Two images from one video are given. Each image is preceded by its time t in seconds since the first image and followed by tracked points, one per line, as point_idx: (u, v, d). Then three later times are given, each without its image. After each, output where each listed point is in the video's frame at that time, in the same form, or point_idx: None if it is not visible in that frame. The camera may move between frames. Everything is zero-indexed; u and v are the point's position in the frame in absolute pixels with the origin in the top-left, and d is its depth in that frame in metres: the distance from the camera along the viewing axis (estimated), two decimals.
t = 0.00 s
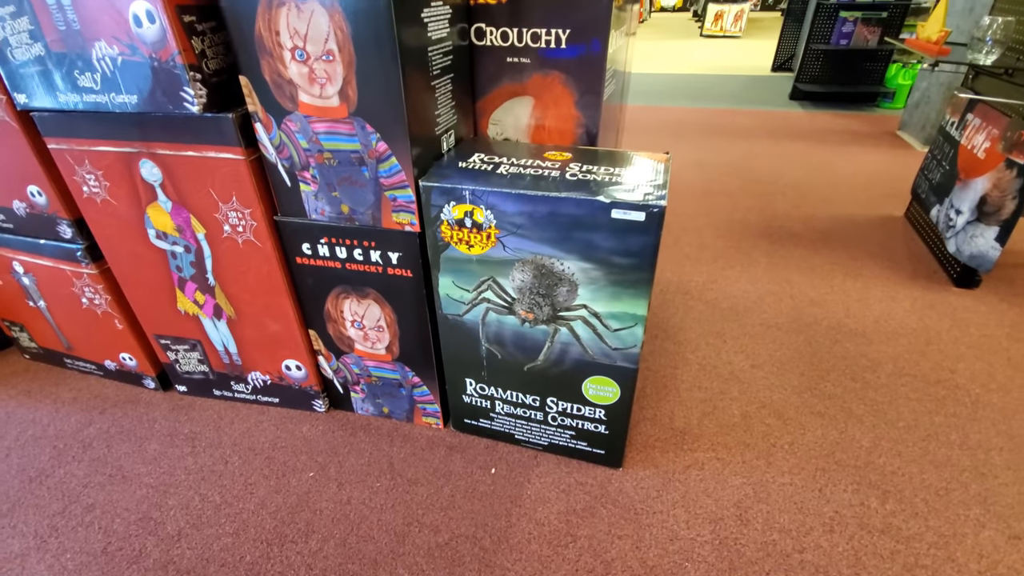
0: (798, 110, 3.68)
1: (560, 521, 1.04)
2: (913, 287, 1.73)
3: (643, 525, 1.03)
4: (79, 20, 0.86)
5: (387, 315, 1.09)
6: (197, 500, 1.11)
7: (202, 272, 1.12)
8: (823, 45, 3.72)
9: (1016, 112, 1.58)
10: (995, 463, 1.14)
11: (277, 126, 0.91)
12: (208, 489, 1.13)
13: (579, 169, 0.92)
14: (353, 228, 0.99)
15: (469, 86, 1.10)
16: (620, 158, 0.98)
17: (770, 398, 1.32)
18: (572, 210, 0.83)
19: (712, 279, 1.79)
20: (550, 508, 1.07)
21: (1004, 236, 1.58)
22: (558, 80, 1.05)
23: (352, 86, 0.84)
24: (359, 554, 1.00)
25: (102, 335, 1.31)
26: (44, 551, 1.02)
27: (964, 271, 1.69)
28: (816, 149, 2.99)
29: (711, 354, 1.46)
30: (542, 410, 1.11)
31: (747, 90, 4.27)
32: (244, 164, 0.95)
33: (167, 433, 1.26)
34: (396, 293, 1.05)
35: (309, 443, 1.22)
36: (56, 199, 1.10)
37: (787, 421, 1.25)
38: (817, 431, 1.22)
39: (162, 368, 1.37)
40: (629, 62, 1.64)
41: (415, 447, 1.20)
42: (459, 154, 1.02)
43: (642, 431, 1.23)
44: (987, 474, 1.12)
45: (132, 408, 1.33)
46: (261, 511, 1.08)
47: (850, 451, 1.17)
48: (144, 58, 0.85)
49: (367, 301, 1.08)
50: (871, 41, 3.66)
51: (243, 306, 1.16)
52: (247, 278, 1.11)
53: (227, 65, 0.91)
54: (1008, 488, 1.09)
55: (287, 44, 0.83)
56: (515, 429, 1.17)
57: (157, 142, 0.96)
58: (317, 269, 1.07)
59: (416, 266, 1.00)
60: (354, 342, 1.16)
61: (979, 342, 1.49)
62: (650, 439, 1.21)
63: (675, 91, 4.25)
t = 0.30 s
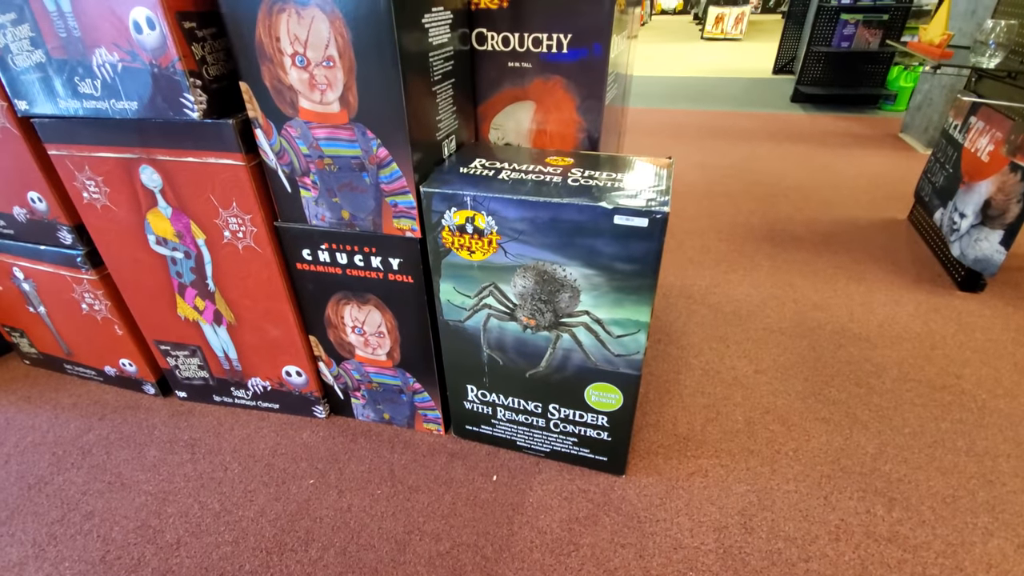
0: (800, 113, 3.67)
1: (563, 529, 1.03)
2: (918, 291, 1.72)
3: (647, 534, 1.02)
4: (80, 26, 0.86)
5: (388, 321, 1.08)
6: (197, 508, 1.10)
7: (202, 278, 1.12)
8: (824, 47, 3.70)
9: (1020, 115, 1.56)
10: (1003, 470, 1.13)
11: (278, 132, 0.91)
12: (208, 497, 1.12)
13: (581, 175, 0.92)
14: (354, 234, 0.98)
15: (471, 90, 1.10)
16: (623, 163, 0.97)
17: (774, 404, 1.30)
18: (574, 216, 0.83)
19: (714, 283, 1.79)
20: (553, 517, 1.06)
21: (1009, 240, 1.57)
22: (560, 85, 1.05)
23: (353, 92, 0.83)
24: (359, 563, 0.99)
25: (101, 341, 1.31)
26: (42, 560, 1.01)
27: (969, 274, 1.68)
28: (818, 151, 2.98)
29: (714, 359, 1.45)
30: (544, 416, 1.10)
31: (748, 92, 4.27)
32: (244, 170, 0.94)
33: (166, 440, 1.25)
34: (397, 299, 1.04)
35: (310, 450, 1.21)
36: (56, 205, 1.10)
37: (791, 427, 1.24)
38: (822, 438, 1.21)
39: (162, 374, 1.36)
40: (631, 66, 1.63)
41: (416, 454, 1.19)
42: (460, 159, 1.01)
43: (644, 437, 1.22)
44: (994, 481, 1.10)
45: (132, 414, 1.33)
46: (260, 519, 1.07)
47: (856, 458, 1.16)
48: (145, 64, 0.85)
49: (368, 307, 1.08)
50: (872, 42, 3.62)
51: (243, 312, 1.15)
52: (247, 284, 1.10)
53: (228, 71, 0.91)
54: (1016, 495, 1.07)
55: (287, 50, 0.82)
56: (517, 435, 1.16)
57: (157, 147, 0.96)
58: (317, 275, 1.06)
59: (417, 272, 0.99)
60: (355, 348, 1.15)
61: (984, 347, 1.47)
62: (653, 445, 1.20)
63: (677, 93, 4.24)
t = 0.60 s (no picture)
0: (800, 110, 3.65)
1: (562, 530, 1.03)
2: (919, 290, 1.71)
3: (647, 535, 1.01)
4: (73, 22, 0.84)
5: (386, 321, 1.07)
6: (193, 509, 1.09)
7: (198, 277, 1.10)
8: (824, 45, 3.65)
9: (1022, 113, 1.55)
10: (1005, 471, 1.12)
11: (274, 129, 0.89)
12: (205, 498, 1.11)
13: (581, 173, 0.90)
14: (352, 233, 0.97)
15: (470, 88, 1.08)
16: (624, 162, 0.96)
17: (775, 404, 1.30)
18: (575, 215, 0.82)
19: (714, 281, 1.78)
20: (552, 518, 1.05)
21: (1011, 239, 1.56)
22: (560, 82, 1.03)
23: (350, 89, 0.82)
24: (358, 565, 0.98)
25: (97, 341, 1.29)
26: (37, 562, 1.00)
27: (970, 273, 1.67)
28: (819, 149, 2.97)
29: (715, 359, 1.44)
30: (543, 417, 1.10)
31: (748, 90, 4.25)
32: (240, 169, 0.93)
33: (163, 440, 1.24)
34: (395, 299, 1.03)
35: (307, 450, 1.20)
36: (50, 204, 1.08)
37: (793, 427, 1.23)
38: (823, 438, 1.20)
39: (158, 374, 1.35)
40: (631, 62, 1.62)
41: (415, 455, 1.18)
42: (459, 157, 1.00)
43: (644, 438, 1.21)
44: (997, 482, 1.10)
45: (128, 414, 1.32)
46: (258, 521, 1.06)
47: (858, 459, 1.15)
48: (139, 61, 0.84)
49: (366, 307, 1.07)
50: (871, 41, 3.62)
51: (240, 312, 1.14)
52: (244, 283, 1.09)
53: (223, 68, 0.89)
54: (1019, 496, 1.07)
55: (283, 46, 0.81)
56: (516, 436, 1.15)
57: (152, 145, 0.94)
58: (314, 274, 1.05)
59: (415, 271, 0.98)
60: (353, 348, 1.14)
61: (985, 347, 1.47)
62: (653, 446, 1.19)
63: (676, 91, 4.22)
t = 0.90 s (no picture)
0: (799, 103, 3.65)
1: (560, 523, 1.04)
2: (913, 284, 1.73)
3: (643, 527, 1.03)
4: (71, 19, 0.84)
5: (386, 317, 1.08)
6: (196, 503, 1.10)
7: (198, 273, 1.11)
8: (825, 36, 3.66)
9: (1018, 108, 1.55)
10: (994, 464, 1.14)
11: (273, 127, 0.89)
12: (207, 492, 1.12)
13: (579, 172, 0.91)
14: (351, 230, 0.97)
15: (468, 84, 1.09)
16: (621, 159, 0.97)
17: (770, 398, 1.31)
18: (573, 214, 0.82)
19: (712, 276, 1.79)
20: (550, 511, 1.07)
21: (1005, 234, 1.57)
22: (558, 79, 1.04)
23: (349, 87, 0.82)
24: (358, 557, 0.99)
25: (98, 336, 1.31)
26: (42, 555, 1.02)
27: (965, 268, 1.68)
28: (818, 142, 2.97)
29: (711, 354, 1.45)
30: (541, 412, 1.11)
31: (747, 81, 4.24)
32: (239, 166, 0.94)
33: (165, 434, 1.26)
34: (394, 295, 1.04)
35: (308, 444, 1.22)
36: (49, 201, 1.09)
37: (787, 421, 1.25)
38: (816, 432, 1.22)
39: (159, 368, 1.36)
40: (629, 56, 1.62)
41: (414, 449, 1.20)
42: (458, 154, 1.00)
43: (641, 431, 1.23)
44: (986, 475, 1.12)
45: (130, 409, 1.33)
46: (260, 514, 1.08)
47: (850, 452, 1.17)
48: (137, 58, 0.84)
49: (365, 303, 1.07)
50: (870, 32, 3.59)
51: (240, 308, 1.15)
52: (244, 280, 1.10)
53: (221, 65, 0.89)
54: (1007, 489, 1.09)
55: (282, 44, 0.81)
56: (515, 430, 1.17)
57: (151, 142, 0.95)
58: (314, 270, 1.06)
59: (414, 268, 0.98)
60: (352, 343, 1.15)
61: (978, 341, 1.48)
62: (649, 439, 1.21)
63: (675, 83, 4.21)
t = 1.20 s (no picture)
0: (795, 111, 3.70)
1: (560, 534, 1.10)
2: (901, 298, 1.79)
3: (639, 538, 1.09)
4: (98, 65, 0.88)
5: (394, 340, 1.14)
6: (215, 515, 1.16)
7: (216, 297, 1.17)
8: (821, 46, 3.72)
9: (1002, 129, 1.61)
10: (971, 476, 1.20)
11: (289, 165, 0.95)
12: (225, 505, 1.18)
13: (578, 207, 0.96)
14: (362, 260, 1.03)
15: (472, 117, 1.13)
16: (617, 193, 1.02)
17: (761, 412, 1.37)
18: (571, 249, 0.88)
19: (706, 290, 1.85)
20: (550, 523, 1.12)
21: (988, 250, 1.64)
22: (558, 114, 1.09)
23: (362, 131, 0.87)
24: (370, 568, 1.05)
25: (117, 354, 1.37)
26: (70, 567, 1.08)
27: (951, 282, 1.74)
28: (812, 152, 3.03)
29: (705, 368, 1.51)
30: (543, 428, 1.17)
31: (744, 88, 4.29)
32: (257, 201, 0.99)
33: (183, 449, 1.31)
34: (403, 320, 1.10)
35: (320, 459, 1.27)
36: (73, 230, 1.14)
37: (777, 435, 1.31)
38: (804, 446, 1.28)
39: (175, 385, 1.43)
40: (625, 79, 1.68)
41: (422, 463, 1.26)
42: (462, 187, 1.05)
43: (638, 445, 1.29)
44: (963, 487, 1.18)
45: (148, 424, 1.39)
46: (276, 527, 1.13)
47: (836, 465, 1.23)
48: (162, 103, 0.88)
49: (375, 326, 1.13)
50: (867, 42, 3.65)
51: (255, 329, 1.21)
52: (259, 304, 1.15)
53: (240, 107, 0.95)
54: (983, 500, 1.15)
55: (299, 91, 0.86)
56: (517, 445, 1.23)
57: (174, 179, 1.00)
58: (326, 296, 1.11)
59: (422, 296, 1.04)
60: (362, 363, 1.20)
61: (961, 355, 1.55)
62: (645, 453, 1.27)
63: (673, 90, 4.26)
